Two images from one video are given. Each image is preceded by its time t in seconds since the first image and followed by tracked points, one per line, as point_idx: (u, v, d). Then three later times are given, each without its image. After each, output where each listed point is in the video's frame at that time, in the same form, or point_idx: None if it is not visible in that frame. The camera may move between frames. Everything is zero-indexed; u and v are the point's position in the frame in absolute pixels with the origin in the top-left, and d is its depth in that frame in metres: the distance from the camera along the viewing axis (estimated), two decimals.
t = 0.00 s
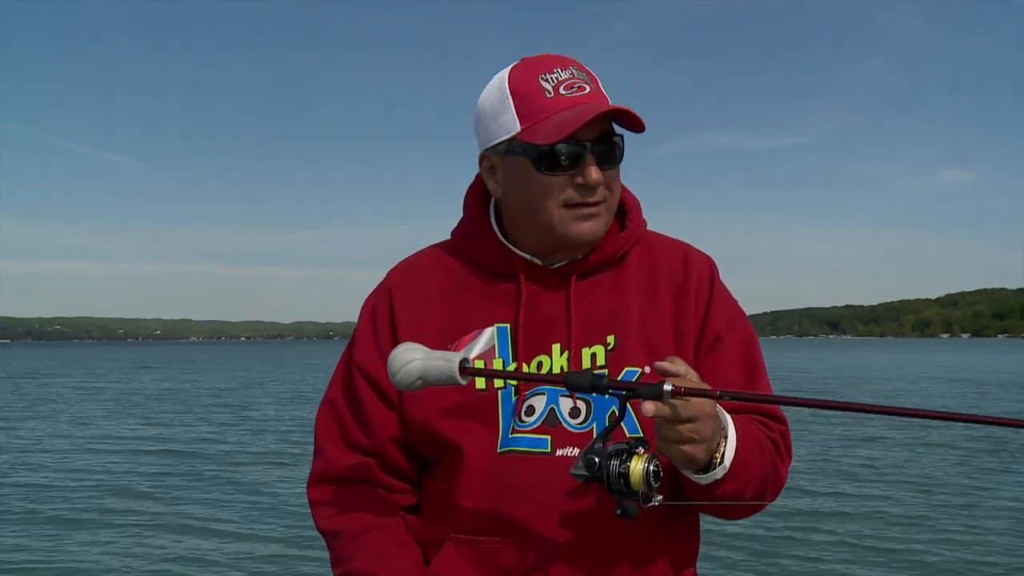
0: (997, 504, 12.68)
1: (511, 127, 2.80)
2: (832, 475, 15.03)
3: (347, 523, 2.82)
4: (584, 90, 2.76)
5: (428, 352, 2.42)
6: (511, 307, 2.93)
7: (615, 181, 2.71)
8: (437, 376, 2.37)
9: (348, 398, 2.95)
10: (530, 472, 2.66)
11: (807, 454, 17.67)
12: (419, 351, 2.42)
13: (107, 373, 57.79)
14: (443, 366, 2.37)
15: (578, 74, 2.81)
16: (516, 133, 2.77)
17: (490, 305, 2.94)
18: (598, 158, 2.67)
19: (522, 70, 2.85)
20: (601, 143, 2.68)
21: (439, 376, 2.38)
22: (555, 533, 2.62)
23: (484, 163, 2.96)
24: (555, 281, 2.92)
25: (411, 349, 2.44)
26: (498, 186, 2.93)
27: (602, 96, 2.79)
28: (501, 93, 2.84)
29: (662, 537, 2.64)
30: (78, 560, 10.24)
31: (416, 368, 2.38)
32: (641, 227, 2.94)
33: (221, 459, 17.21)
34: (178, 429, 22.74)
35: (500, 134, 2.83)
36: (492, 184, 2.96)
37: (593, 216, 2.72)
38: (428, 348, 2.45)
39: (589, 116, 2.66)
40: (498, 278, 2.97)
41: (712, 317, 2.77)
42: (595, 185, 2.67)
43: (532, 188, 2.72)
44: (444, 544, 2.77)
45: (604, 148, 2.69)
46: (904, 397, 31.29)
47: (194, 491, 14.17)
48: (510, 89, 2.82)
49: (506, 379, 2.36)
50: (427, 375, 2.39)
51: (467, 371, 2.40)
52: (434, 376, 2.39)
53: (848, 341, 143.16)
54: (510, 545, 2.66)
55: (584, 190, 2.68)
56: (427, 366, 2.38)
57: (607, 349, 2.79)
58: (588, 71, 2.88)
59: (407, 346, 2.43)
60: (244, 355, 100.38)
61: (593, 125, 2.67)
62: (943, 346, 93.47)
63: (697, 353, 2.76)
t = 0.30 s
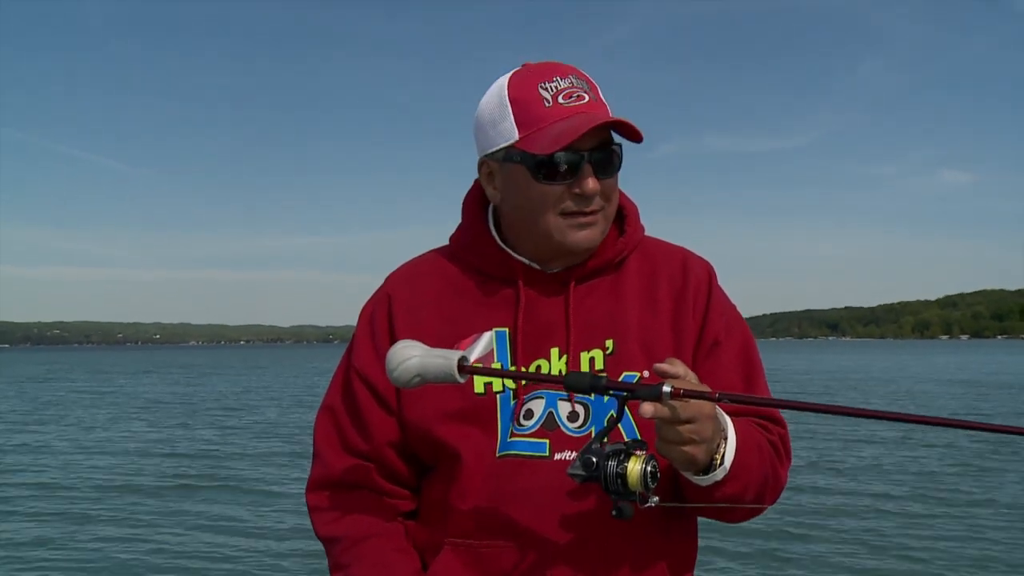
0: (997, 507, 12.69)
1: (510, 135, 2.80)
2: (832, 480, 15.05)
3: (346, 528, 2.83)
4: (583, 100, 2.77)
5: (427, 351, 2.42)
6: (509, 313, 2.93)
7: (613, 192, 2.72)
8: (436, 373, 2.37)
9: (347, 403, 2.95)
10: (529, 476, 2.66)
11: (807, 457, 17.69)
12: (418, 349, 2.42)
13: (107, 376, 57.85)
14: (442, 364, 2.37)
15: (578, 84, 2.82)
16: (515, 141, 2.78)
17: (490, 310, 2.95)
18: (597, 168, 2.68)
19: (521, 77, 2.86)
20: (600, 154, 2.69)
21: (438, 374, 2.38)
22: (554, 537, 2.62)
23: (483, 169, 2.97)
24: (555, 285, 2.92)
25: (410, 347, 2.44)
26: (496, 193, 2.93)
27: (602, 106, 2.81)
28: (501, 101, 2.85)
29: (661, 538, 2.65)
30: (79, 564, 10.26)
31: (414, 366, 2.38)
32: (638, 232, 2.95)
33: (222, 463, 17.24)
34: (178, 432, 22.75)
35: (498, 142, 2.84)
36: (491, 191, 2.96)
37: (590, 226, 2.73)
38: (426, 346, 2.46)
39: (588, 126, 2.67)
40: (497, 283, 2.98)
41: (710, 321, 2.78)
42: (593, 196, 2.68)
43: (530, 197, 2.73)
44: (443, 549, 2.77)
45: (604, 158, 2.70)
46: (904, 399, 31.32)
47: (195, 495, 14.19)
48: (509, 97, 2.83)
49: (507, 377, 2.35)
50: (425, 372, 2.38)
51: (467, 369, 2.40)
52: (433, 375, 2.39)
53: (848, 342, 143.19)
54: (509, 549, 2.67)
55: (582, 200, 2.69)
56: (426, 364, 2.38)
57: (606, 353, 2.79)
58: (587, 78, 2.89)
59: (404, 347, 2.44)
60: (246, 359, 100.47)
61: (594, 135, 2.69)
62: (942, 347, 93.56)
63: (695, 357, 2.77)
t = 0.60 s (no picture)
0: (994, 506, 12.73)
1: (497, 141, 2.83)
2: (830, 480, 15.07)
3: (344, 528, 2.84)
4: (570, 112, 2.74)
5: (421, 342, 2.42)
6: (506, 313, 2.95)
7: (596, 205, 2.72)
8: (429, 365, 2.37)
9: (345, 403, 2.96)
10: (526, 477, 2.67)
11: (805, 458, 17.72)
12: (412, 340, 2.42)
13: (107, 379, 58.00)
14: (435, 357, 2.38)
15: (569, 94, 2.79)
16: (500, 148, 2.81)
17: (485, 311, 2.96)
18: (578, 183, 2.67)
19: (516, 83, 2.86)
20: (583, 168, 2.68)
21: (430, 367, 2.38)
22: (550, 537, 2.63)
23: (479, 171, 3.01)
24: (553, 288, 2.93)
25: (404, 337, 2.44)
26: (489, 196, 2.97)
27: (592, 118, 2.77)
28: (493, 107, 2.88)
29: (657, 540, 2.65)
30: (77, 566, 10.30)
31: (407, 356, 2.38)
32: (636, 235, 2.96)
33: (222, 465, 17.27)
34: (178, 435, 22.77)
35: (488, 147, 2.87)
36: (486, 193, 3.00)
37: (572, 237, 2.75)
38: (420, 338, 2.45)
39: (570, 141, 2.66)
40: (494, 285, 2.99)
41: (708, 325, 2.78)
42: (574, 209, 2.69)
43: (511, 206, 2.76)
44: (440, 550, 2.78)
45: (588, 172, 2.68)
46: (904, 399, 31.33)
47: (194, 497, 14.22)
48: (501, 103, 2.85)
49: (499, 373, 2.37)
50: (418, 364, 2.38)
51: (459, 363, 2.42)
52: (426, 367, 2.38)
53: (846, 343, 143.29)
54: (505, 549, 2.67)
55: (562, 213, 2.69)
56: (419, 355, 2.38)
57: (603, 356, 2.80)
58: (583, 87, 2.84)
59: (397, 336, 2.43)
60: (246, 361, 100.46)
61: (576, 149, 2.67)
62: (941, 348, 93.68)
63: (693, 359, 2.78)
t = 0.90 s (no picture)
0: (992, 507, 12.74)
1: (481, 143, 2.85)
2: (830, 480, 15.08)
3: (343, 526, 2.84)
4: (543, 123, 2.70)
5: (425, 329, 2.42)
6: (507, 314, 2.95)
7: (566, 216, 2.68)
8: (432, 353, 2.37)
9: (347, 402, 2.95)
10: (527, 479, 2.67)
11: (803, 458, 17.72)
12: (417, 325, 2.42)
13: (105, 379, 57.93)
14: (439, 344, 2.37)
15: (549, 104, 2.74)
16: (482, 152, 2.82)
17: (486, 312, 2.97)
18: (543, 195, 2.64)
19: (504, 87, 2.84)
20: (548, 180, 2.64)
21: (434, 355, 2.38)
22: (551, 538, 2.63)
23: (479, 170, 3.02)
24: (553, 289, 2.93)
25: (408, 322, 2.43)
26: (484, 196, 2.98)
27: (567, 130, 2.71)
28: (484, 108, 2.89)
29: (658, 541, 2.65)
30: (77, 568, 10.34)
31: (411, 343, 2.38)
32: (639, 237, 2.95)
33: (223, 464, 17.30)
34: (179, 435, 22.80)
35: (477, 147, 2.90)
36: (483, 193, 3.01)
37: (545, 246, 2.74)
38: (425, 323, 2.45)
39: (533, 153, 2.63)
40: (495, 285, 2.99)
41: (711, 328, 2.78)
42: (539, 220, 2.67)
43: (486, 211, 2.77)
44: (440, 550, 2.78)
45: (553, 185, 2.64)
46: (904, 399, 31.33)
47: (194, 497, 14.25)
48: (489, 106, 2.85)
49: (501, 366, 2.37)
50: (421, 351, 2.38)
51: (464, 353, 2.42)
52: (429, 355, 2.38)
53: (846, 343, 143.33)
54: (505, 550, 2.67)
55: (530, 223, 2.68)
56: (423, 342, 2.38)
57: (605, 358, 2.80)
58: (569, 95, 2.78)
59: (402, 319, 2.43)
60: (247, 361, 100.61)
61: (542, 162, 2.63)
62: (940, 348, 93.78)
63: (696, 362, 2.77)
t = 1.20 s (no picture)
0: (990, 504, 12.75)
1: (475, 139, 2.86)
2: (829, 478, 15.08)
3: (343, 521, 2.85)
4: (531, 120, 2.71)
5: (428, 320, 2.41)
6: (507, 311, 2.95)
7: (554, 216, 2.67)
8: (435, 344, 2.37)
9: (347, 398, 2.95)
10: (528, 477, 2.67)
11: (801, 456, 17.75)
12: (420, 317, 2.41)
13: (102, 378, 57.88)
14: (443, 336, 2.37)
15: (538, 101, 2.74)
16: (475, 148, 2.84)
17: (486, 310, 2.97)
18: (531, 192, 2.64)
19: (498, 84, 2.86)
20: (534, 178, 2.63)
21: (436, 346, 2.38)
22: (551, 537, 2.63)
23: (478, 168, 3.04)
24: (551, 287, 2.93)
25: (411, 312, 2.42)
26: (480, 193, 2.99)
27: (556, 127, 2.71)
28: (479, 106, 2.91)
29: (658, 541, 2.65)
30: (76, 563, 10.38)
31: (414, 333, 2.38)
32: (640, 235, 2.95)
33: (223, 462, 17.33)
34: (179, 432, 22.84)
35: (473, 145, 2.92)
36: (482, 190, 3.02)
37: (534, 245, 2.73)
38: (428, 314, 2.44)
39: (520, 151, 2.64)
40: (494, 283, 2.99)
41: (712, 327, 2.78)
42: (527, 218, 2.67)
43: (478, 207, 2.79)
44: (440, 548, 2.78)
45: (540, 182, 2.63)
46: (903, 399, 31.31)
47: (193, 493, 14.28)
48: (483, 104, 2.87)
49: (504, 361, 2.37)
50: (424, 342, 2.38)
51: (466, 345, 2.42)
52: (431, 346, 2.38)
53: (846, 342, 143.47)
54: (505, 549, 2.67)
55: (519, 221, 2.68)
56: (426, 333, 2.38)
57: (605, 357, 2.80)
58: (560, 92, 2.76)
59: (403, 309, 2.42)
60: (246, 360, 100.54)
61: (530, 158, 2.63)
62: (939, 347, 93.74)
63: (696, 361, 2.77)
